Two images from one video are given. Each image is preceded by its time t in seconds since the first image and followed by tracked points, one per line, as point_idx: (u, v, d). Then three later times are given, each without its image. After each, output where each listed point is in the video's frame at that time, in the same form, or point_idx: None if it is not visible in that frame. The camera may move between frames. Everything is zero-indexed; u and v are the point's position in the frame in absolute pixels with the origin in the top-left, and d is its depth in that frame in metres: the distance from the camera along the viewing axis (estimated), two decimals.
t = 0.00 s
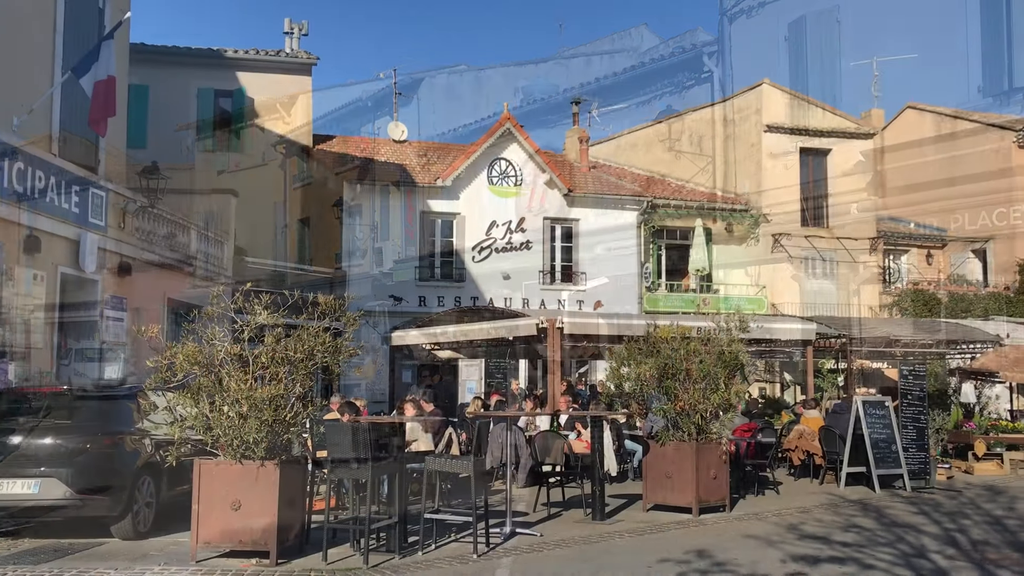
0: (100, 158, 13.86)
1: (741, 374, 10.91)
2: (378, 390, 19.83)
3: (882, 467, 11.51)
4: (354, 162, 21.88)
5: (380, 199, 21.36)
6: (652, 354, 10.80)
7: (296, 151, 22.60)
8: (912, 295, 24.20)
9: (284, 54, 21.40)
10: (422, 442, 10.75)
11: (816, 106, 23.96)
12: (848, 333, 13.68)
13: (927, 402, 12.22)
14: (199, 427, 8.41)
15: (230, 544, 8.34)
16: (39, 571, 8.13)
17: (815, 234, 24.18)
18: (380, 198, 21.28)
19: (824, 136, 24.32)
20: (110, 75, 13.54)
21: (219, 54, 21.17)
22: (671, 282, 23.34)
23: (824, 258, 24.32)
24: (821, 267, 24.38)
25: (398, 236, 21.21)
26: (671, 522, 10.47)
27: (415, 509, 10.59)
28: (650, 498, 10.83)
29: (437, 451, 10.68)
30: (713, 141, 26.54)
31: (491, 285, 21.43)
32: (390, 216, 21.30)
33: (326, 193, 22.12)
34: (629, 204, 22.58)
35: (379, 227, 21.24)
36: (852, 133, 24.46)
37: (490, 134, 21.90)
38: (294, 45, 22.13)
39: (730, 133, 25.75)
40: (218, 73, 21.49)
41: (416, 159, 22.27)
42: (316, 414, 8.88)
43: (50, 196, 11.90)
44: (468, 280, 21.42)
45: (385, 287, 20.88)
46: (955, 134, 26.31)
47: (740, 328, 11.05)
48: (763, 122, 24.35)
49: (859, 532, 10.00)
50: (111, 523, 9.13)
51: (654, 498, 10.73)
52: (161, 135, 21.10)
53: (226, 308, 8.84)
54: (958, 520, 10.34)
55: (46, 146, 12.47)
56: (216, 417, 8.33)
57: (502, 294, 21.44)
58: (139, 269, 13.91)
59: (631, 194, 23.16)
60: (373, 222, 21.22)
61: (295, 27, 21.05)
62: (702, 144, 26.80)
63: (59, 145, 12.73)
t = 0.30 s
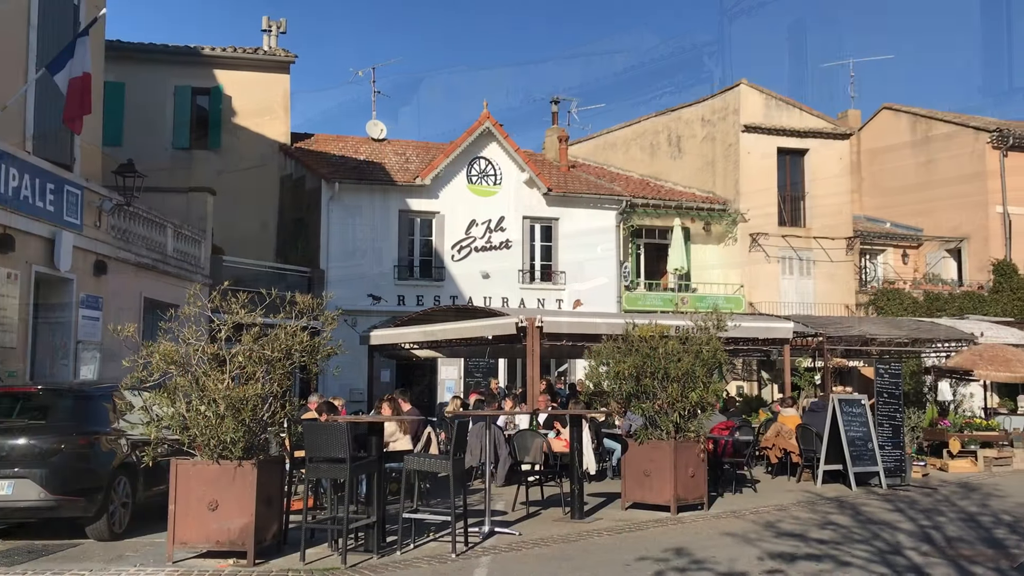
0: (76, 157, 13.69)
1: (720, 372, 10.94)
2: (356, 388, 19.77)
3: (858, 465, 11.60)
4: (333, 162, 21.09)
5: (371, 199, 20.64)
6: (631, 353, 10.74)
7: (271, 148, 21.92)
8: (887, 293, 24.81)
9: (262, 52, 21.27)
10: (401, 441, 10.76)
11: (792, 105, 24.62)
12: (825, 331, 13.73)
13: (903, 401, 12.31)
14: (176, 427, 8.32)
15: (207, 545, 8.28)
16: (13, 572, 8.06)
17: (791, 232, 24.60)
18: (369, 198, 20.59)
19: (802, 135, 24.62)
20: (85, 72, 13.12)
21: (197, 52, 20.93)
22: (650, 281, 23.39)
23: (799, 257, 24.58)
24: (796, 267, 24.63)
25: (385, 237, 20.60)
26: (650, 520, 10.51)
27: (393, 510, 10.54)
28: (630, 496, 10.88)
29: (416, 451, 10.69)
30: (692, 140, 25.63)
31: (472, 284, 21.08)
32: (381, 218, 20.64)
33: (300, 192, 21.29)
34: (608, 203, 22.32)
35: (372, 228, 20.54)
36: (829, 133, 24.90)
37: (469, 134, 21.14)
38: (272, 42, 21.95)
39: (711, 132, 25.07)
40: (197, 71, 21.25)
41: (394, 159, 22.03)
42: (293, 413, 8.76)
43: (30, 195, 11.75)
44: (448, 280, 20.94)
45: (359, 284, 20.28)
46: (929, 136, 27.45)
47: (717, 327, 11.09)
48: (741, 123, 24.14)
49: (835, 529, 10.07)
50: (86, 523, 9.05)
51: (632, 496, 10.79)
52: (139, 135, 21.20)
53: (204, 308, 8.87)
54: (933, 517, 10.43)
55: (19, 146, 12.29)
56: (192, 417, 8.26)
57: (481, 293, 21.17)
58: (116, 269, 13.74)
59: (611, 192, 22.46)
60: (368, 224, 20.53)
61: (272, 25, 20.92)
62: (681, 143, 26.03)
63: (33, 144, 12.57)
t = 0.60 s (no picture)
0: (47, 154, 13.49)
1: (693, 371, 10.99)
2: (329, 388, 19.64)
3: (829, 464, 11.71)
4: (307, 160, 21.00)
5: (346, 197, 20.52)
6: (605, 352, 10.77)
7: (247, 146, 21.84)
8: (858, 294, 24.97)
9: (237, 50, 21.16)
10: (374, 441, 10.75)
11: (765, 107, 24.83)
12: (796, 331, 13.83)
13: (874, 401, 12.43)
14: (148, 426, 8.24)
15: (180, 546, 8.22)
16: None
17: (764, 232, 24.73)
18: (343, 196, 20.50)
19: (775, 137, 24.84)
20: (56, 68, 12.84)
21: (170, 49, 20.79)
22: (625, 282, 23.53)
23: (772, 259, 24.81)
24: (770, 267, 24.82)
25: (360, 235, 20.51)
26: (624, 519, 10.57)
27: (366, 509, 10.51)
28: (604, 495, 10.92)
29: (390, 452, 10.68)
30: (667, 141, 25.78)
31: (447, 284, 21.02)
32: (356, 216, 20.54)
33: (274, 189, 21.10)
34: (583, 204, 22.35)
35: (347, 226, 20.45)
36: (801, 135, 25.08)
37: (445, 134, 21.11)
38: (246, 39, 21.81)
39: (685, 133, 25.22)
40: (171, 68, 21.13)
41: (369, 157, 21.97)
42: (266, 413, 8.67)
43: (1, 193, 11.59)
44: (423, 279, 20.87)
45: (333, 283, 20.21)
46: (900, 138, 27.86)
47: (691, 327, 11.13)
48: (715, 124, 24.29)
49: (807, 528, 10.16)
50: (56, 524, 8.96)
51: (606, 495, 10.84)
52: (110, 131, 21.00)
53: (175, 307, 8.81)
54: (903, 515, 10.54)
55: None
56: (164, 417, 8.19)
57: (456, 292, 21.08)
58: (87, 267, 13.54)
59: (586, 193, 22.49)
60: (344, 222, 20.45)
61: (247, 22, 20.82)
62: (656, 144, 26.19)
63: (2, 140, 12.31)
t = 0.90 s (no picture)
0: (14, 148, 13.30)
1: (665, 371, 11.04)
2: (301, 387, 19.54)
3: (799, 464, 11.81)
4: (280, 158, 20.87)
5: (320, 195, 20.41)
6: (578, 352, 10.78)
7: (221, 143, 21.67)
8: (828, 295, 25.21)
9: (210, 47, 20.99)
10: (345, 441, 10.69)
11: (738, 110, 25.00)
12: (767, 332, 13.91)
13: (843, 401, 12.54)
14: (116, 426, 8.15)
15: (148, 545, 8.14)
16: None
17: (736, 233, 24.90)
18: (315, 195, 20.36)
19: (747, 139, 25.01)
20: (23, 62, 12.76)
21: (142, 43, 20.58)
22: (597, 282, 23.59)
23: (743, 261, 24.99)
24: (742, 268, 24.98)
25: (332, 234, 20.39)
26: (595, 519, 10.60)
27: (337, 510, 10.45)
28: (576, 495, 10.93)
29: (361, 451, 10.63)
30: (641, 142, 25.90)
31: (420, 283, 20.96)
32: (330, 215, 20.43)
33: (247, 187, 20.95)
34: (558, 204, 22.38)
35: (321, 224, 20.33)
36: (773, 137, 25.26)
37: (419, 133, 21.06)
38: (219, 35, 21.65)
39: (659, 135, 25.35)
40: (143, 64, 20.92)
41: (342, 156, 21.88)
42: (236, 412, 8.59)
43: None
44: (396, 279, 20.79)
45: (305, 281, 20.08)
46: (871, 142, 28.24)
47: (664, 327, 11.15)
48: (689, 126, 24.46)
49: (776, 527, 10.24)
50: (21, 525, 8.84)
51: (578, 495, 10.86)
52: (81, 127, 20.75)
53: (145, 305, 8.77)
54: (871, 514, 10.65)
55: None
56: (133, 416, 8.11)
57: (430, 292, 21.02)
58: (56, 263, 13.35)
59: (561, 193, 22.52)
60: (317, 221, 20.32)
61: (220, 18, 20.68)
62: (630, 146, 26.32)
63: None
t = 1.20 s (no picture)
0: None
1: (638, 371, 11.07)
2: (273, 386, 19.44)
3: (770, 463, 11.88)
4: (253, 156, 20.73)
5: (294, 193, 20.28)
6: (552, 352, 10.79)
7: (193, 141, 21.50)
8: (799, 295, 25.42)
9: (182, 43, 20.83)
10: (317, 440, 10.64)
11: (712, 111, 25.17)
12: (739, 332, 14.00)
13: (813, 401, 12.63)
14: (85, 425, 8.06)
15: (117, 546, 8.05)
16: None
17: (708, 234, 25.04)
18: (290, 193, 20.25)
19: (720, 140, 25.18)
20: None
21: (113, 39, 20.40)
22: (572, 282, 23.66)
23: (717, 262, 25.15)
24: (714, 269, 25.12)
25: (306, 233, 20.28)
26: (568, 518, 10.62)
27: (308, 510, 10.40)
28: (549, 494, 10.93)
29: (333, 451, 10.61)
30: (615, 143, 26.01)
31: (394, 282, 20.88)
32: (304, 213, 20.31)
33: (219, 184, 20.77)
34: (532, 204, 22.40)
35: (295, 223, 20.21)
36: (746, 139, 25.43)
37: (393, 131, 21.00)
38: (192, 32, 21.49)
39: (633, 135, 25.46)
40: (115, 60, 20.74)
41: (316, 154, 21.76)
42: (207, 412, 8.51)
43: None
44: (370, 278, 20.70)
45: (278, 280, 19.95)
46: (842, 144, 28.53)
47: (637, 327, 11.19)
48: (662, 127, 24.59)
49: (748, 526, 10.30)
50: None
51: (551, 494, 10.87)
52: (51, 123, 20.50)
53: (115, 303, 8.69)
54: (841, 513, 10.75)
55: None
56: (103, 415, 8.02)
57: (403, 291, 20.93)
58: (23, 261, 13.17)
59: (535, 193, 22.55)
60: (291, 219, 20.19)
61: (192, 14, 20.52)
62: (604, 146, 26.42)
63: None
